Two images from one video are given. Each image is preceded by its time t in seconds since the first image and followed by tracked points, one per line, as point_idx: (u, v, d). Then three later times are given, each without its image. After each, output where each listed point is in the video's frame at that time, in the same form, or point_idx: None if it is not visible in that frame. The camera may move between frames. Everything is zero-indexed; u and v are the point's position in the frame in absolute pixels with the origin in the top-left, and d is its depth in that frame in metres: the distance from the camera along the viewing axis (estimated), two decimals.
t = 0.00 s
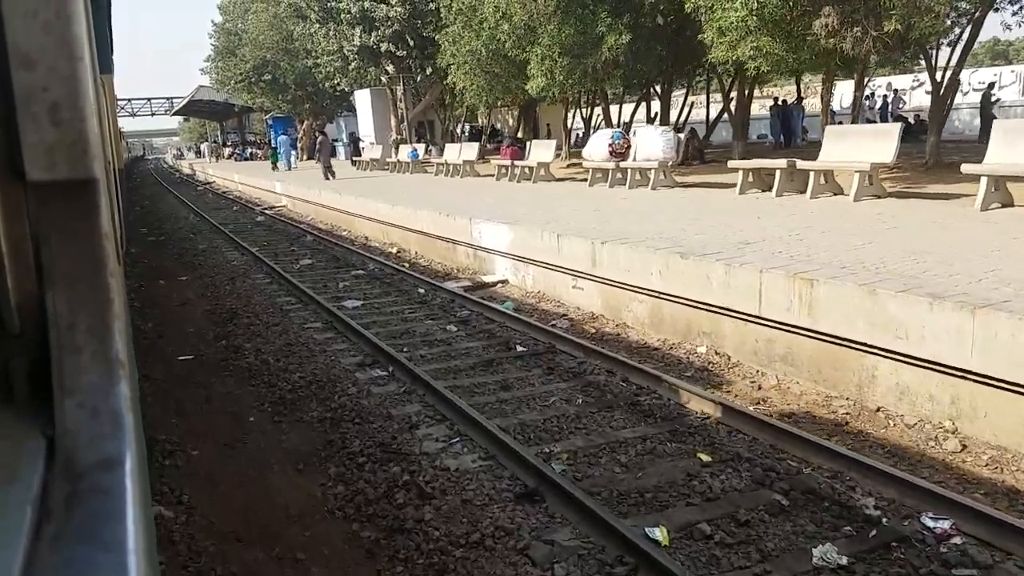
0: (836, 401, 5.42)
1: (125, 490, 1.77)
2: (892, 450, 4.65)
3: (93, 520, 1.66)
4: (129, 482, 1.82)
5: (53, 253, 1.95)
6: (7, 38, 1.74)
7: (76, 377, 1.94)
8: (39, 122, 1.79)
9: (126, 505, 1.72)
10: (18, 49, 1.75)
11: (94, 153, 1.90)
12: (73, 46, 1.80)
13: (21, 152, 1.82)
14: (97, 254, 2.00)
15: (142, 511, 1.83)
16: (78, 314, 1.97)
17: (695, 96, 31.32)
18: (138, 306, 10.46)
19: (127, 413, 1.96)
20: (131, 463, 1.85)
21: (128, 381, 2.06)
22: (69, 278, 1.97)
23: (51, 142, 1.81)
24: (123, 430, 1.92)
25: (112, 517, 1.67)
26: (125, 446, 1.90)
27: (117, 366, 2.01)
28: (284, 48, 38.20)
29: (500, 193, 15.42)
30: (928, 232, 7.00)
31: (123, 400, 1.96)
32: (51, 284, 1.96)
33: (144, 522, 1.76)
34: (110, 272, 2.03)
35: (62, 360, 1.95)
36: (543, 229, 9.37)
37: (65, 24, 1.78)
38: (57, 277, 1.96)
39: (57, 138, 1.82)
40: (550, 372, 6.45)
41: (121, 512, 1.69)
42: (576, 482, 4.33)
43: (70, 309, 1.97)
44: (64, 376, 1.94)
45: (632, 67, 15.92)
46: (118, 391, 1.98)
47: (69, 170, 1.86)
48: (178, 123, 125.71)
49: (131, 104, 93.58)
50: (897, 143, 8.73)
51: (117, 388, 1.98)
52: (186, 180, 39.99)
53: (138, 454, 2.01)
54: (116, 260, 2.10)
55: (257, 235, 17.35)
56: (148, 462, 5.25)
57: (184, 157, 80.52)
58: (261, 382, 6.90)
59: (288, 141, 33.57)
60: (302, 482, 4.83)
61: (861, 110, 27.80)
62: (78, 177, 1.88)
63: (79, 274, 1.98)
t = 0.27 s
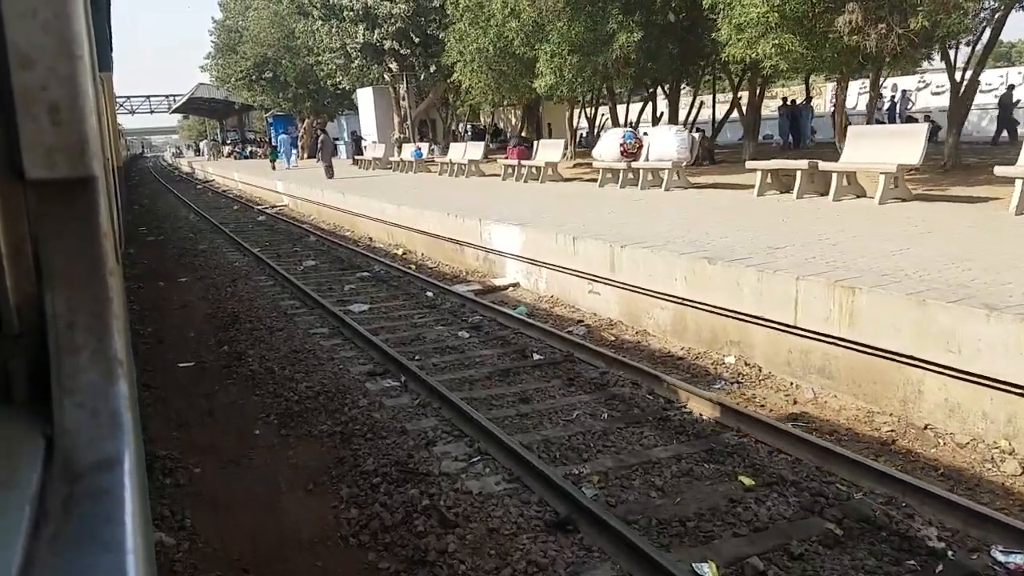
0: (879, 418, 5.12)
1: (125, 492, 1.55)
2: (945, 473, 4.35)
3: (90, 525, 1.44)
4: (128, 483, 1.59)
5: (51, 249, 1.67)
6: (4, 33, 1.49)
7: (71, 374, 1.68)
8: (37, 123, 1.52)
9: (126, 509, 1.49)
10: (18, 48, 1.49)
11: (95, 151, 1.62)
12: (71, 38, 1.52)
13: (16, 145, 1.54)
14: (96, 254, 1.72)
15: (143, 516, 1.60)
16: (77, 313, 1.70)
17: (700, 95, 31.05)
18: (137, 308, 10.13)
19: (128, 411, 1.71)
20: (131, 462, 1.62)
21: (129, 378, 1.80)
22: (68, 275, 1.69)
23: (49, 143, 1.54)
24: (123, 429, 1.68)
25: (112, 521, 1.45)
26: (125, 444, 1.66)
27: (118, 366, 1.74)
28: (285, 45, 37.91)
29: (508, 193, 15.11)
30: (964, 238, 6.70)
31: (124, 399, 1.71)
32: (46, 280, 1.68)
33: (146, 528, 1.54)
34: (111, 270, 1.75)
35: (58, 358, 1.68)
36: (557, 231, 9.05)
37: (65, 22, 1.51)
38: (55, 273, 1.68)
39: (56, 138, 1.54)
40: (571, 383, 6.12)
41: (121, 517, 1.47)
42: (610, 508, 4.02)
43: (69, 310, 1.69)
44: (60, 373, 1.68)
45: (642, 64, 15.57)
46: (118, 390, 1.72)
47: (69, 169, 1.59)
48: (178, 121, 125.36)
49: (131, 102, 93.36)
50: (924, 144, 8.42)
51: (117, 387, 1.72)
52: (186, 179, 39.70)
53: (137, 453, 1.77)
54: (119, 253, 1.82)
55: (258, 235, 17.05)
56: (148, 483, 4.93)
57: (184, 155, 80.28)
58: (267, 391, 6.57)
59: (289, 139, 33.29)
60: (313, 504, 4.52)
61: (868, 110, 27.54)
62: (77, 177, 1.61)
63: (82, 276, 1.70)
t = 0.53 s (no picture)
0: (929, 433, 4.79)
1: (125, 491, 1.56)
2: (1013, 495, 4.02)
3: (90, 524, 1.45)
4: (128, 482, 1.61)
5: (50, 247, 1.71)
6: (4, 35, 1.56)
7: (71, 374, 1.71)
8: (37, 124, 1.60)
9: (126, 509, 1.50)
10: (18, 48, 1.57)
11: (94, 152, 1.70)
12: (72, 42, 1.60)
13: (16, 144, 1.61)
14: (97, 252, 1.76)
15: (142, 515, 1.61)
16: (77, 312, 1.74)
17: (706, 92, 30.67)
18: (137, 312, 9.80)
19: (127, 411, 1.73)
20: (131, 461, 1.64)
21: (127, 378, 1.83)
22: (67, 273, 1.73)
23: (49, 142, 1.62)
24: (123, 429, 1.70)
25: (112, 519, 1.46)
26: (124, 444, 1.68)
27: (117, 364, 1.77)
28: (285, 43, 37.46)
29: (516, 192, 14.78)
30: (1008, 238, 6.37)
31: (124, 400, 1.73)
32: (45, 278, 1.72)
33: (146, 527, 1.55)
34: (111, 269, 1.79)
35: (57, 357, 1.71)
36: (573, 232, 8.69)
37: (64, 21, 1.59)
38: (54, 272, 1.72)
39: (56, 138, 1.62)
40: (596, 394, 5.78)
41: (121, 516, 1.48)
42: (652, 537, 3.70)
43: (68, 309, 1.73)
44: (60, 374, 1.70)
45: (653, 60, 15.23)
46: (118, 389, 1.74)
47: (68, 169, 1.66)
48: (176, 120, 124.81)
49: (129, 102, 92.84)
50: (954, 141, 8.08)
51: (117, 386, 1.75)
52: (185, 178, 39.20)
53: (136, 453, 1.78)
54: (117, 252, 1.86)
55: (260, 235, 16.69)
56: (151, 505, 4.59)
57: (183, 155, 79.76)
58: (274, 402, 6.24)
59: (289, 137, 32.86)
60: (329, 529, 4.19)
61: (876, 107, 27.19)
62: (76, 176, 1.68)
63: (81, 276, 1.74)
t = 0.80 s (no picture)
0: (990, 450, 4.46)
1: (126, 488, 1.58)
2: None
3: (92, 522, 1.47)
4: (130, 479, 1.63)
5: (51, 248, 1.74)
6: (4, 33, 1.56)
7: (72, 375, 1.74)
8: (37, 123, 1.60)
9: (126, 506, 1.52)
10: (18, 48, 1.56)
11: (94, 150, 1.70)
12: (71, 41, 1.60)
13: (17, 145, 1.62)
14: (97, 252, 1.79)
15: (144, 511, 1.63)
16: (77, 312, 1.76)
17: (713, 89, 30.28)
18: (139, 317, 9.48)
19: (128, 410, 1.76)
20: (132, 459, 1.67)
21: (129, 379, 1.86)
22: (68, 274, 1.76)
23: (49, 142, 1.62)
24: (123, 429, 1.73)
25: (111, 518, 1.47)
26: (125, 442, 1.70)
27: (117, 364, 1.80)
28: (287, 40, 37.06)
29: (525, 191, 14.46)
30: None
31: (125, 399, 1.76)
32: (47, 280, 1.75)
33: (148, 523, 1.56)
34: (111, 269, 1.82)
35: (59, 358, 1.74)
36: (592, 234, 8.35)
37: (64, 21, 1.58)
38: (54, 273, 1.74)
39: (56, 137, 1.63)
40: (625, 407, 5.44)
41: (120, 513, 1.49)
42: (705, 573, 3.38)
43: (69, 308, 1.76)
44: (61, 374, 1.74)
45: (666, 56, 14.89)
46: (118, 389, 1.78)
47: (68, 168, 1.67)
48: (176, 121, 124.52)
49: (129, 102, 92.46)
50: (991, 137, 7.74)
51: (117, 386, 1.78)
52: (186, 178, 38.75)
53: (138, 453, 1.81)
54: (118, 254, 1.89)
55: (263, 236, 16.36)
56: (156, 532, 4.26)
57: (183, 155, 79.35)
58: (284, 415, 5.92)
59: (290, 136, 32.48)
60: (349, 558, 3.87)
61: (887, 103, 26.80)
62: (77, 176, 1.68)
63: (81, 275, 1.77)
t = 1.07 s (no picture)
0: None
1: (128, 486, 1.51)
2: None
3: (92, 521, 1.39)
4: (133, 478, 1.56)
5: (51, 242, 1.67)
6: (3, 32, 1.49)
7: (73, 371, 1.67)
8: (38, 123, 1.54)
9: (128, 504, 1.45)
10: (18, 43, 1.50)
11: (96, 145, 1.64)
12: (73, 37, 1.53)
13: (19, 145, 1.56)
14: (98, 248, 1.71)
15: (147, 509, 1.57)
16: (77, 307, 1.69)
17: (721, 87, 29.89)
18: (142, 321, 9.16)
19: (131, 407, 1.69)
20: (134, 457, 1.60)
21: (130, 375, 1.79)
22: (68, 268, 1.68)
23: (49, 139, 1.56)
24: (126, 426, 1.66)
25: (112, 518, 1.40)
26: (127, 439, 1.64)
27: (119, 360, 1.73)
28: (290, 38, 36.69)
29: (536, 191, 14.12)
30: None
31: (126, 396, 1.69)
32: (47, 275, 1.67)
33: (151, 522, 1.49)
34: (113, 264, 1.74)
35: (60, 355, 1.67)
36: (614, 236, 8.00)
37: (65, 17, 1.52)
38: (54, 266, 1.67)
39: (56, 135, 1.56)
40: (659, 424, 5.10)
41: (122, 513, 1.42)
42: None
43: (69, 303, 1.68)
44: (62, 371, 1.67)
45: (680, 52, 14.53)
46: (119, 386, 1.70)
47: (71, 167, 1.60)
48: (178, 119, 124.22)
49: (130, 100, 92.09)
50: None
51: (118, 383, 1.71)
52: (188, 177, 38.33)
53: (141, 450, 1.75)
54: (119, 245, 1.81)
55: (268, 236, 16.02)
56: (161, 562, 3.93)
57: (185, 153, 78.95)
58: (295, 429, 5.59)
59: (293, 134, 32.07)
60: None
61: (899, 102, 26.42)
62: (80, 174, 1.62)
63: (81, 274, 1.69)
